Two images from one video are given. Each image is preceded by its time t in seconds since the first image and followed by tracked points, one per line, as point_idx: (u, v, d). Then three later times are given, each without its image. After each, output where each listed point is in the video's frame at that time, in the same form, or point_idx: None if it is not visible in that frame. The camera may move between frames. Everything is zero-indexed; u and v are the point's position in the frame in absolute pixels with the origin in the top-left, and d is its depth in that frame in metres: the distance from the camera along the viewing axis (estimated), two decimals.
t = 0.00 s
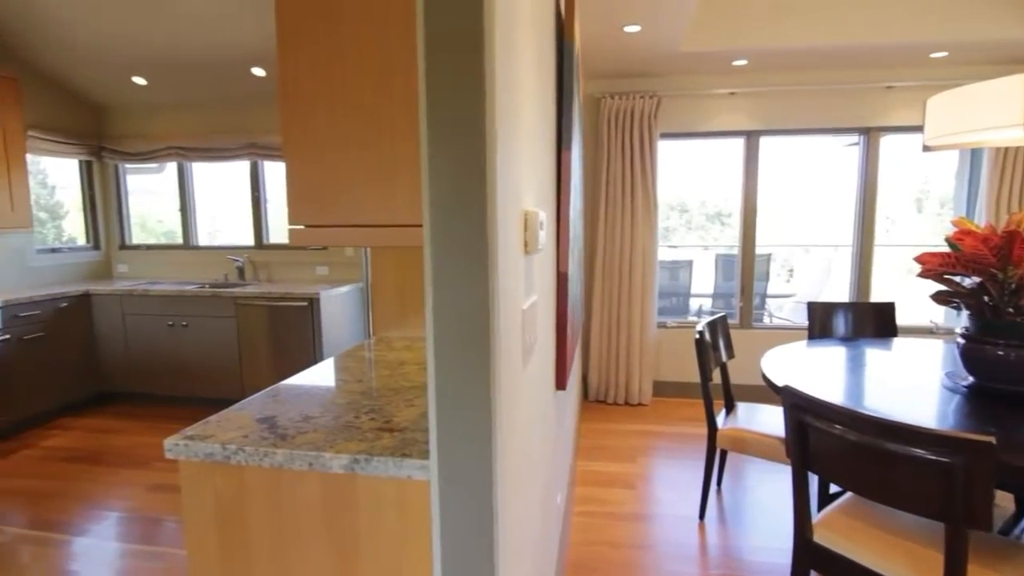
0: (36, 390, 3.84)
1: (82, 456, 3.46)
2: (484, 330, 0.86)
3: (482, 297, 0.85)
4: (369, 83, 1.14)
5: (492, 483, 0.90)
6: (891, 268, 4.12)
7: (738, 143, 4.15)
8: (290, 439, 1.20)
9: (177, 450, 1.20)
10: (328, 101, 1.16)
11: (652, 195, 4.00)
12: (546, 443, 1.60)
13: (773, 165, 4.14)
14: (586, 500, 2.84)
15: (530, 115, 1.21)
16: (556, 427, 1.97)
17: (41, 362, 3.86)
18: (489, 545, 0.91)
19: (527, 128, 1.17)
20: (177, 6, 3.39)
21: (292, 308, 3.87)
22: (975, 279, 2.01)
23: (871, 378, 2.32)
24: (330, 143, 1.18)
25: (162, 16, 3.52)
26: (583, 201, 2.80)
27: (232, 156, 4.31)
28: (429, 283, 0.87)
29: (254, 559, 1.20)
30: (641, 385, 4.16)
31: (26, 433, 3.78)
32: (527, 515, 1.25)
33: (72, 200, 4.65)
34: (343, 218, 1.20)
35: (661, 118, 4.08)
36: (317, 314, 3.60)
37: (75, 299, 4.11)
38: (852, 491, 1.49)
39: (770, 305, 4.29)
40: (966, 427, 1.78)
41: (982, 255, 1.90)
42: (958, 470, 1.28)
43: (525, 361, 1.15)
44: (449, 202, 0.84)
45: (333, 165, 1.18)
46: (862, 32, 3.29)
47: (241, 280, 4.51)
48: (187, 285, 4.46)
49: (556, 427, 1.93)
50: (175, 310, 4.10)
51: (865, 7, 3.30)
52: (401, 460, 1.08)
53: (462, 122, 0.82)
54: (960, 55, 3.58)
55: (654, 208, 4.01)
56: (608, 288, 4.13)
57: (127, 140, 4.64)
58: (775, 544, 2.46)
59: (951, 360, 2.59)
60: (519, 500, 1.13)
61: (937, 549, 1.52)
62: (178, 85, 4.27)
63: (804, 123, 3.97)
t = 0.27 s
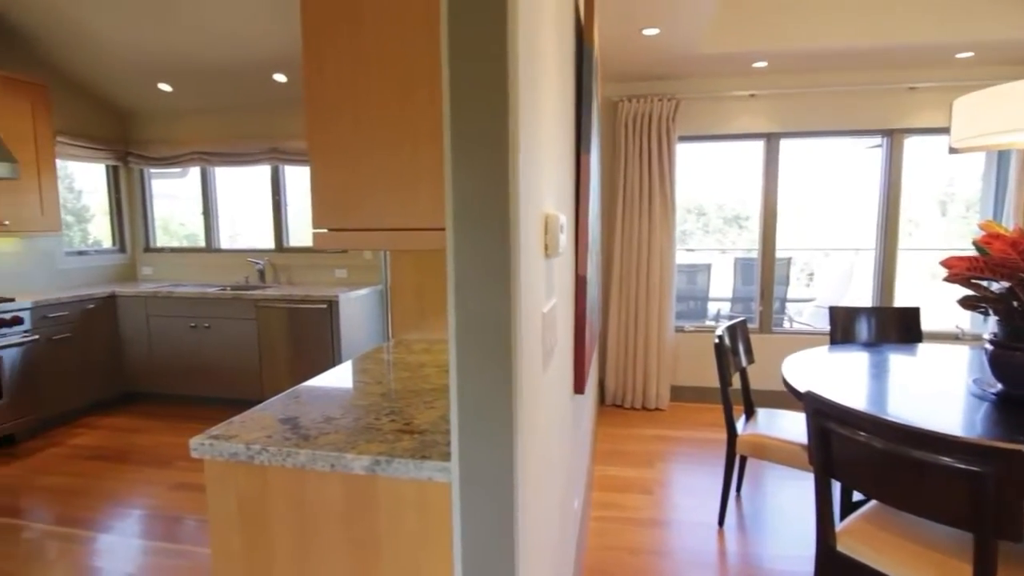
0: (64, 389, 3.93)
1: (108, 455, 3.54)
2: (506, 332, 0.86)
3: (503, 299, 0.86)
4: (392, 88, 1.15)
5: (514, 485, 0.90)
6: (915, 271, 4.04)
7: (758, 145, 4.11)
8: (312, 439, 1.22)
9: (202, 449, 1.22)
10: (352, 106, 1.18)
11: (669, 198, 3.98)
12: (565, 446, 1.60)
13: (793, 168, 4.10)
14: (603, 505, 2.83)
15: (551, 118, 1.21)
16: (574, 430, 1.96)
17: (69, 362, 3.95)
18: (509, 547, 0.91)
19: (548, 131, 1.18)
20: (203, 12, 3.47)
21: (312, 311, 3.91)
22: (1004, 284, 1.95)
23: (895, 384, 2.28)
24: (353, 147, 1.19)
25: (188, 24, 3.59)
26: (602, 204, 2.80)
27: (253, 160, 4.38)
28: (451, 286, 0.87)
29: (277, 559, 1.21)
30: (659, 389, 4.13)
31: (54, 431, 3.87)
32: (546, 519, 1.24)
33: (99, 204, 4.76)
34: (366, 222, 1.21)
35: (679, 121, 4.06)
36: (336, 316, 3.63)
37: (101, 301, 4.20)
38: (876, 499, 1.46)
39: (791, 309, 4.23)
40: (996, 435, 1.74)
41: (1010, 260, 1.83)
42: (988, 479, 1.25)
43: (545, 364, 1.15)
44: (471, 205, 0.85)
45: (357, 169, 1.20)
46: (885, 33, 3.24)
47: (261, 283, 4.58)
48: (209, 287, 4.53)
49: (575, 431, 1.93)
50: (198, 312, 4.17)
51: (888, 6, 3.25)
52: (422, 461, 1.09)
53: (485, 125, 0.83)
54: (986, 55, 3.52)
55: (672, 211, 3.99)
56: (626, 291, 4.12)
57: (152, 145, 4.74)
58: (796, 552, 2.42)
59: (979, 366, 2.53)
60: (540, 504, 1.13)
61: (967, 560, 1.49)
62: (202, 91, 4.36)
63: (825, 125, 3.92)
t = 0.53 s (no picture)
0: (93, 389, 4.03)
1: (135, 454, 3.62)
2: (532, 337, 0.87)
3: (530, 304, 0.86)
4: (419, 95, 1.17)
5: (539, 489, 0.90)
6: (944, 277, 3.95)
7: (781, 149, 4.07)
8: (338, 441, 1.23)
9: (231, 449, 1.24)
10: (379, 113, 1.20)
11: (690, 202, 3.95)
12: (587, 451, 1.59)
13: (817, 172, 4.04)
14: (623, 512, 2.81)
15: (575, 124, 1.22)
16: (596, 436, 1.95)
17: (98, 363, 4.05)
18: (534, 552, 0.91)
19: (573, 137, 1.18)
20: (230, 21, 3.55)
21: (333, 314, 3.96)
22: None
23: (925, 392, 2.23)
24: (380, 153, 1.21)
25: (215, 33, 3.68)
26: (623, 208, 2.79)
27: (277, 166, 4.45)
28: (478, 290, 0.88)
29: (303, 559, 1.23)
30: (679, 395, 4.10)
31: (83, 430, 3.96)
32: (569, 524, 1.24)
33: (128, 209, 4.88)
34: (392, 226, 1.23)
35: (701, 125, 4.03)
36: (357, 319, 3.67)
37: (130, 303, 4.30)
38: (906, 509, 1.43)
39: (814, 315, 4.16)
40: None
41: None
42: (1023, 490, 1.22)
43: (569, 369, 1.15)
44: (498, 211, 0.85)
45: (383, 175, 1.21)
46: (912, 34, 3.19)
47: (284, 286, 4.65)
48: (234, 290, 4.61)
49: (596, 436, 1.93)
50: (223, 315, 4.24)
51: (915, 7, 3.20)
52: (446, 464, 1.10)
53: (511, 131, 0.84)
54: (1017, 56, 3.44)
55: (693, 216, 3.96)
56: (646, 296, 4.09)
57: (179, 151, 4.85)
58: (821, 562, 2.38)
59: (1011, 375, 2.46)
60: (563, 509, 1.13)
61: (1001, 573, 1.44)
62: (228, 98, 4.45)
63: (850, 128, 3.86)
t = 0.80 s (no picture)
0: (120, 389, 4.12)
1: (160, 453, 3.69)
2: (556, 340, 0.87)
3: (555, 308, 0.87)
4: (444, 101, 1.18)
5: (563, 492, 0.90)
6: (972, 281, 3.86)
7: (803, 151, 4.02)
8: (362, 442, 1.25)
9: (258, 449, 1.27)
10: (405, 118, 1.21)
11: (710, 204, 3.92)
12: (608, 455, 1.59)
13: (840, 175, 3.99)
14: (642, 517, 2.79)
15: (598, 129, 1.22)
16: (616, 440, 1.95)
17: (125, 363, 4.14)
18: (559, 555, 0.92)
19: (596, 141, 1.19)
20: (254, 29, 3.61)
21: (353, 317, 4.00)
22: None
23: (954, 399, 2.18)
24: (406, 158, 1.22)
25: (240, 41, 3.75)
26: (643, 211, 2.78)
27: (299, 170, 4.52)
28: (503, 294, 0.89)
29: (327, 559, 1.25)
30: (699, 400, 4.06)
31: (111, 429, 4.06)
32: (591, 527, 1.24)
33: (155, 213, 4.99)
34: (416, 230, 1.24)
35: (722, 128, 4.01)
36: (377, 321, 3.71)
37: (156, 305, 4.39)
38: (935, 518, 1.40)
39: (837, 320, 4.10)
40: None
41: None
42: None
43: (592, 372, 1.15)
44: (524, 216, 0.86)
45: (409, 180, 1.23)
46: (939, 34, 3.13)
47: (305, 289, 4.71)
48: (256, 293, 4.69)
49: (616, 440, 1.92)
50: (246, 317, 4.31)
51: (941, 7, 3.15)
52: (470, 467, 1.11)
53: (538, 135, 0.84)
54: None
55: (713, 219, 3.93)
56: (666, 300, 4.06)
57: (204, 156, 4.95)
58: (845, 571, 2.34)
59: None
60: (586, 512, 1.13)
61: None
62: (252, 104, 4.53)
63: (875, 130, 3.80)
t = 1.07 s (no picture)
0: (145, 389, 4.21)
1: (183, 452, 3.75)
2: (581, 344, 0.87)
3: (579, 312, 0.87)
4: (468, 106, 1.19)
5: (587, 496, 0.90)
6: (1001, 286, 3.77)
7: (825, 153, 3.97)
8: (385, 444, 1.26)
9: (283, 450, 1.28)
10: (430, 123, 1.23)
11: (730, 207, 3.89)
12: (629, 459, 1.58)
13: (864, 178, 3.92)
14: (662, 523, 2.77)
15: (621, 133, 1.22)
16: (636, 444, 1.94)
17: (151, 363, 4.23)
18: (583, 559, 0.92)
19: (619, 146, 1.19)
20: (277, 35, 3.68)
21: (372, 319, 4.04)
22: None
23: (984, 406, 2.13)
24: (430, 162, 1.24)
25: (264, 47, 3.81)
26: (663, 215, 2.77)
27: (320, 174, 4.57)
28: (528, 298, 0.89)
29: (351, 559, 1.26)
30: (719, 406, 4.02)
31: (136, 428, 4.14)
32: (613, 532, 1.24)
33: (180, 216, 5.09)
34: (440, 234, 1.26)
35: (742, 130, 3.97)
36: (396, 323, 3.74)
37: (181, 307, 4.48)
38: (965, 528, 1.37)
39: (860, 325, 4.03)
40: None
41: None
42: None
43: (615, 376, 1.15)
44: (550, 220, 0.86)
45: (433, 184, 1.24)
46: (966, 33, 3.07)
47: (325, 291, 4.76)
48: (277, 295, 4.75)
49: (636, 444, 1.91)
50: (267, 319, 4.38)
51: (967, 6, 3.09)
52: (492, 470, 1.11)
53: (563, 141, 0.85)
54: None
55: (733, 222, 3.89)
56: (685, 303, 4.03)
57: (227, 161, 5.04)
58: None
59: None
60: (609, 517, 1.13)
61: None
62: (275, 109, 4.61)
63: (899, 131, 3.73)
